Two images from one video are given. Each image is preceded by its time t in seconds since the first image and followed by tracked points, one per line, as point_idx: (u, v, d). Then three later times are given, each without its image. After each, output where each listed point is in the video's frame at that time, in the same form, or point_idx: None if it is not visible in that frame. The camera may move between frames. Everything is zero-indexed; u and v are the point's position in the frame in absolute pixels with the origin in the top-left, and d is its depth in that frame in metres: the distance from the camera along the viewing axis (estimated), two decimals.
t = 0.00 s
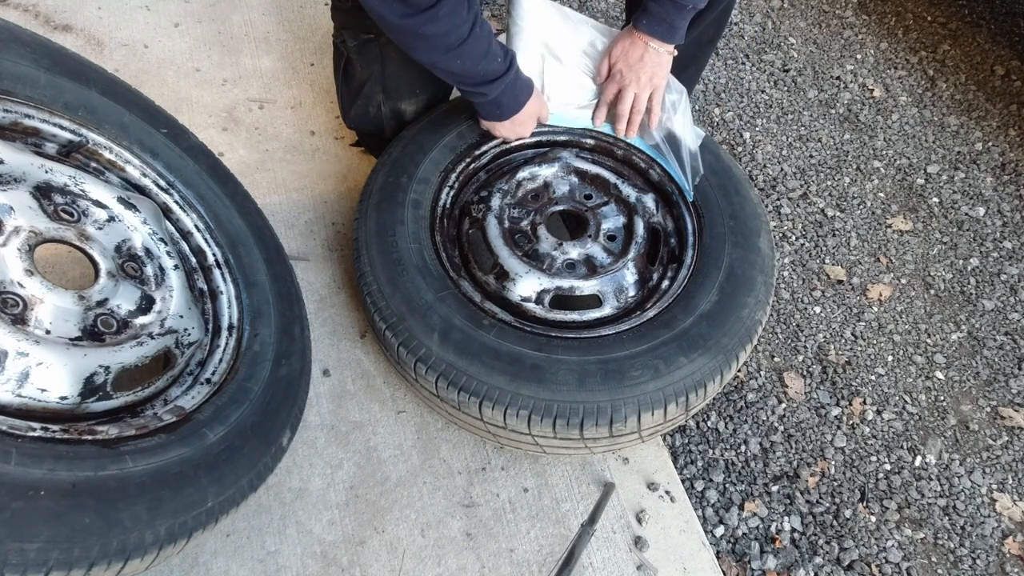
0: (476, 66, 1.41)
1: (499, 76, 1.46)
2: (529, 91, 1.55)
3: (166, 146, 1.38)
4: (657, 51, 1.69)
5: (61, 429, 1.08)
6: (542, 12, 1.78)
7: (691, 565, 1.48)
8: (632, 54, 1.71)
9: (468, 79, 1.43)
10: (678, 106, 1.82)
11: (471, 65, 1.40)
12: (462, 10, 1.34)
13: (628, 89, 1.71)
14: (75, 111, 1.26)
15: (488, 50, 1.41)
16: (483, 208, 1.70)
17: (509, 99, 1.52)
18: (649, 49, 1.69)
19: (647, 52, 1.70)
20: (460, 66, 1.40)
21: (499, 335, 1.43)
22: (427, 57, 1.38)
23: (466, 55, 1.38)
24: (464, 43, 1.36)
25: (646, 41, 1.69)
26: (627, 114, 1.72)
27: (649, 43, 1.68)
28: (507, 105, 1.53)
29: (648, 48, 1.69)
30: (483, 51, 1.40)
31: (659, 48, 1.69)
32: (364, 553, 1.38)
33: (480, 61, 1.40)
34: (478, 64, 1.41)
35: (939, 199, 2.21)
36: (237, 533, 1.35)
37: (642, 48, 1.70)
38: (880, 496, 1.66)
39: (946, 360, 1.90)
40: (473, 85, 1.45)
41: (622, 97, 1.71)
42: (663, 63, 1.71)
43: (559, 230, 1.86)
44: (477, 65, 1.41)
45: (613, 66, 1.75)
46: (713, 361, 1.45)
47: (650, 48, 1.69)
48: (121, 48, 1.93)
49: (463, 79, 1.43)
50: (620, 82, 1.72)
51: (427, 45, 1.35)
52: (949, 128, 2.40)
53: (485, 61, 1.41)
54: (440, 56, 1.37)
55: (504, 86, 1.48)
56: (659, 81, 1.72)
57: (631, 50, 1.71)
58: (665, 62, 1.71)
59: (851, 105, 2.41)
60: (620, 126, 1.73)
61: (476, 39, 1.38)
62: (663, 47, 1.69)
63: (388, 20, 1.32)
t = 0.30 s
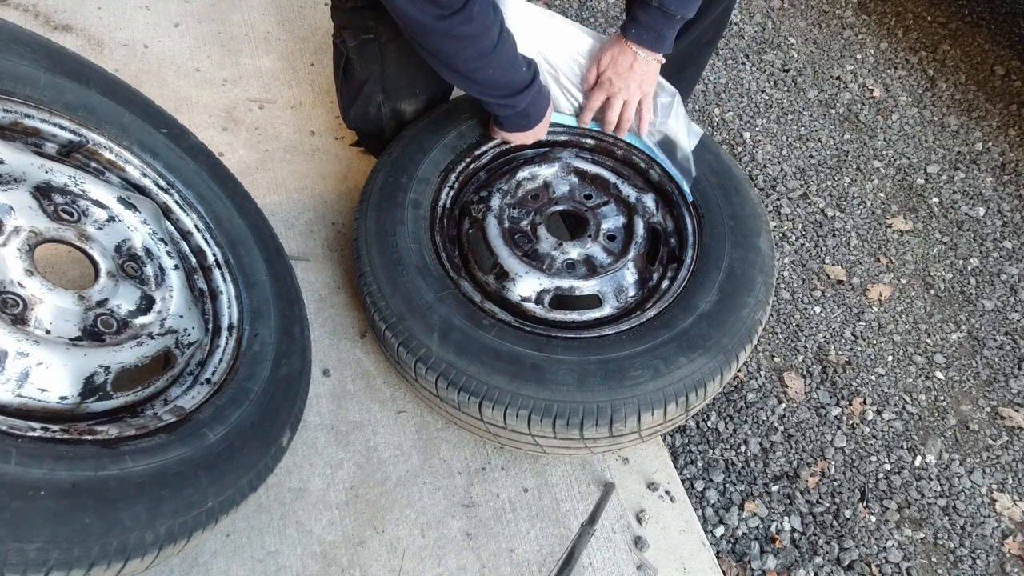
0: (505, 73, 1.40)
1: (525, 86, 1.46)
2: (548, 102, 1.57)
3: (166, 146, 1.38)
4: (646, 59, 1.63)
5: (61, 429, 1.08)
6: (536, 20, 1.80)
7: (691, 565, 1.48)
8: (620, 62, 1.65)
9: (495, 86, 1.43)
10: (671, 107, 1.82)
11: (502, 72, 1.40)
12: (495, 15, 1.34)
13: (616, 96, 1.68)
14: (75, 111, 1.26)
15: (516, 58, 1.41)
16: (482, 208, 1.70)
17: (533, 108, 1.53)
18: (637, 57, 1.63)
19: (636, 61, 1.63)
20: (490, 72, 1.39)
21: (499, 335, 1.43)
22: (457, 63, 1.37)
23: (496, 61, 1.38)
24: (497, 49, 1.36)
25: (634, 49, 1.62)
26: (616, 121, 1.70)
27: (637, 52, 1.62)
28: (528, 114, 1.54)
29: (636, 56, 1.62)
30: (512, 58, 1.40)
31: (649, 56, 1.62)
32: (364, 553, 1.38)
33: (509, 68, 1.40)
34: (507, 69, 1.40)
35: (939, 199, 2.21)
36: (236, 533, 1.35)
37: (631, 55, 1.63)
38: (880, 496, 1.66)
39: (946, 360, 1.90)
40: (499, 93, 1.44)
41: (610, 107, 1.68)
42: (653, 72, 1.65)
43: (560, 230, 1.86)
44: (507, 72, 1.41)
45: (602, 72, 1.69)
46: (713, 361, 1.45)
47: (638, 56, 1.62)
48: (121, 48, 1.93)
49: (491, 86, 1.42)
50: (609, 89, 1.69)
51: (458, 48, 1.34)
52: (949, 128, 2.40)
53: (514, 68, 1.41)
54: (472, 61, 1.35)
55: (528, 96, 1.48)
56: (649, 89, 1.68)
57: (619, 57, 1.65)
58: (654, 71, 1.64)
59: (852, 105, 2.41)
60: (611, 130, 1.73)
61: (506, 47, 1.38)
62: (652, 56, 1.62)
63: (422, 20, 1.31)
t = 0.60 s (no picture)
0: (517, 82, 1.40)
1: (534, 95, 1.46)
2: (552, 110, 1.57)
3: (166, 146, 1.38)
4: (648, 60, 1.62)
5: (61, 429, 1.08)
6: (535, 20, 1.83)
7: (691, 565, 1.48)
8: (622, 63, 1.64)
9: (506, 95, 1.42)
10: (673, 106, 1.83)
11: (513, 80, 1.39)
12: (506, 25, 1.33)
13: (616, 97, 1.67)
14: (75, 111, 1.26)
15: (525, 67, 1.41)
16: (482, 208, 1.70)
17: (541, 116, 1.53)
18: (639, 59, 1.62)
19: (637, 62, 1.63)
20: (502, 82, 1.38)
21: (499, 335, 1.43)
22: (470, 74, 1.35)
23: (509, 70, 1.37)
24: (509, 59, 1.35)
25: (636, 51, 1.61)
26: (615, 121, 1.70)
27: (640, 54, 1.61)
28: (536, 122, 1.54)
29: (638, 58, 1.62)
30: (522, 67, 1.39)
31: (651, 58, 1.61)
32: (364, 553, 1.38)
33: (520, 77, 1.40)
34: (518, 78, 1.39)
35: (939, 199, 2.21)
36: (236, 533, 1.35)
37: (633, 57, 1.62)
38: (880, 496, 1.66)
39: (946, 360, 1.90)
40: (508, 103, 1.44)
41: (612, 107, 1.68)
42: (654, 73, 1.65)
43: (559, 230, 1.86)
44: (518, 80, 1.40)
45: (604, 72, 1.69)
46: (713, 361, 1.45)
47: (640, 57, 1.62)
48: (121, 48, 1.93)
49: (502, 96, 1.41)
50: (610, 90, 1.68)
51: (473, 60, 1.31)
52: (949, 128, 2.40)
53: (524, 77, 1.41)
54: (488, 72, 1.34)
55: (537, 105, 1.48)
56: (650, 90, 1.68)
57: (622, 58, 1.64)
58: (656, 72, 1.65)
59: (852, 105, 2.41)
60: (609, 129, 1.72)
61: (517, 56, 1.37)
62: (653, 58, 1.61)
63: (438, 32, 1.27)
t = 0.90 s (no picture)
0: (498, 68, 1.38)
1: (519, 82, 1.45)
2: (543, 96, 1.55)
3: (166, 146, 1.38)
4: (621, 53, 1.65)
5: (61, 429, 1.08)
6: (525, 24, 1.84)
7: (691, 565, 1.48)
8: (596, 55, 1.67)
9: (488, 82, 1.40)
10: (670, 106, 1.82)
11: (493, 67, 1.37)
12: (483, 10, 1.31)
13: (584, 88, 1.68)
14: (75, 111, 1.26)
15: (506, 52, 1.39)
16: (483, 208, 1.69)
17: (529, 103, 1.51)
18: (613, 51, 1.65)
19: (612, 56, 1.66)
20: (482, 69, 1.36)
21: (499, 335, 1.43)
22: (447, 61, 1.34)
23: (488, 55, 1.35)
24: (487, 45, 1.33)
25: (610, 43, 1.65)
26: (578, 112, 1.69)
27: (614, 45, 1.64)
28: (525, 107, 1.52)
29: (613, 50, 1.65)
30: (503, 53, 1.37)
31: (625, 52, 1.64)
32: (364, 553, 1.38)
33: (501, 62, 1.38)
34: (499, 63, 1.38)
35: (939, 199, 2.21)
36: (236, 533, 1.35)
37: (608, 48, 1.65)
38: (880, 496, 1.66)
39: (946, 360, 1.90)
40: (491, 90, 1.42)
41: (579, 98, 1.67)
42: (627, 68, 1.66)
43: (559, 230, 1.86)
44: (500, 65, 1.38)
45: (577, 64, 1.70)
46: (713, 360, 1.45)
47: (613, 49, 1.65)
48: (121, 48, 1.93)
49: (484, 83, 1.40)
50: (581, 82, 1.69)
51: (447, 48, 1.31)
52: (949, 128, 2.40)
53: (506, 62, 1.39)
54: (465, 59, 1.33)
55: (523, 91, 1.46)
56: (621, 86, 1.68)
57: (596, 49, 1.67)
58: (628, 67, 1.66)
59: (851, 105, 2.41)
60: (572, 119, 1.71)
61: (497, 41, 1.35)
62: (627, 52, 1.64)
63: (410, 21, 1.27)
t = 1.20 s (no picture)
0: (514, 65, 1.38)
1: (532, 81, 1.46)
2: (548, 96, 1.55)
3: (166, 146, 1.38)
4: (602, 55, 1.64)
5: (61, 429, 1.08)
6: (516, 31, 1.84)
7: (691, 565, 1.48)
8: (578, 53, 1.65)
9: (505, 78, 1.40)
10: (668, 104, 1.82)
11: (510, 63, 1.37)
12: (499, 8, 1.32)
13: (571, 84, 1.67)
14: (75, 111, 1.26)
15: (520, 52, 1.39)
16: (483, 208, 1.69)
17: (540, 102, 1.52)
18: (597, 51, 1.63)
19: (594, 56, 1.64)
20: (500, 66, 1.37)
21: (499, 335, 1.43)
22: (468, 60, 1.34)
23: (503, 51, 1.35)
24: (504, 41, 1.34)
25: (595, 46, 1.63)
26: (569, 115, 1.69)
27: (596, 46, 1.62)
28: (536, 107, 1.52)
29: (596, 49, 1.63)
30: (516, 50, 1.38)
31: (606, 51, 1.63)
32: (364, 553, 1.38)
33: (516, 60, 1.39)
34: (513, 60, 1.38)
35: (939, 199, 2.21)
36: (236, 533, 1.35)
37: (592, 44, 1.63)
38: (880, 496, 1.66)
39: (946, 360, 1.90)
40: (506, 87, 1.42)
41: (566, 101, 1.66)
42: (608, 68, 1.65)
43: (559, 230, 1.86)
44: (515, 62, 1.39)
45: (559, 66, 1.68)
46: (714, 360, 1.45)
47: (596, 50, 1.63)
48: (121, 48, 1.93)
49: (500, 82, 1.40)
50: (565, 84, 1.67)
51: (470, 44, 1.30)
52: (949, 128, 2.40)
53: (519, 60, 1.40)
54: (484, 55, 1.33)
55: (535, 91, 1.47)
56: (604, 85, 1.67)
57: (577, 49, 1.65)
58: (610, 66, 1.65)
59: (851, 105, 2.41)
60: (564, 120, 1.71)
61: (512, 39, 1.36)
62: (608, 52, 1.63)
63: (435, 15, 1.26)
